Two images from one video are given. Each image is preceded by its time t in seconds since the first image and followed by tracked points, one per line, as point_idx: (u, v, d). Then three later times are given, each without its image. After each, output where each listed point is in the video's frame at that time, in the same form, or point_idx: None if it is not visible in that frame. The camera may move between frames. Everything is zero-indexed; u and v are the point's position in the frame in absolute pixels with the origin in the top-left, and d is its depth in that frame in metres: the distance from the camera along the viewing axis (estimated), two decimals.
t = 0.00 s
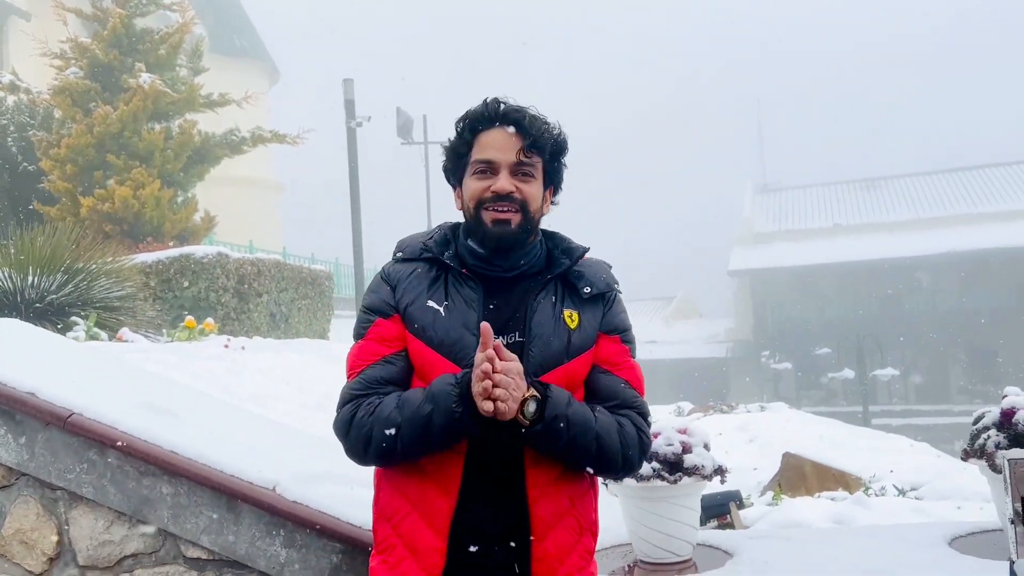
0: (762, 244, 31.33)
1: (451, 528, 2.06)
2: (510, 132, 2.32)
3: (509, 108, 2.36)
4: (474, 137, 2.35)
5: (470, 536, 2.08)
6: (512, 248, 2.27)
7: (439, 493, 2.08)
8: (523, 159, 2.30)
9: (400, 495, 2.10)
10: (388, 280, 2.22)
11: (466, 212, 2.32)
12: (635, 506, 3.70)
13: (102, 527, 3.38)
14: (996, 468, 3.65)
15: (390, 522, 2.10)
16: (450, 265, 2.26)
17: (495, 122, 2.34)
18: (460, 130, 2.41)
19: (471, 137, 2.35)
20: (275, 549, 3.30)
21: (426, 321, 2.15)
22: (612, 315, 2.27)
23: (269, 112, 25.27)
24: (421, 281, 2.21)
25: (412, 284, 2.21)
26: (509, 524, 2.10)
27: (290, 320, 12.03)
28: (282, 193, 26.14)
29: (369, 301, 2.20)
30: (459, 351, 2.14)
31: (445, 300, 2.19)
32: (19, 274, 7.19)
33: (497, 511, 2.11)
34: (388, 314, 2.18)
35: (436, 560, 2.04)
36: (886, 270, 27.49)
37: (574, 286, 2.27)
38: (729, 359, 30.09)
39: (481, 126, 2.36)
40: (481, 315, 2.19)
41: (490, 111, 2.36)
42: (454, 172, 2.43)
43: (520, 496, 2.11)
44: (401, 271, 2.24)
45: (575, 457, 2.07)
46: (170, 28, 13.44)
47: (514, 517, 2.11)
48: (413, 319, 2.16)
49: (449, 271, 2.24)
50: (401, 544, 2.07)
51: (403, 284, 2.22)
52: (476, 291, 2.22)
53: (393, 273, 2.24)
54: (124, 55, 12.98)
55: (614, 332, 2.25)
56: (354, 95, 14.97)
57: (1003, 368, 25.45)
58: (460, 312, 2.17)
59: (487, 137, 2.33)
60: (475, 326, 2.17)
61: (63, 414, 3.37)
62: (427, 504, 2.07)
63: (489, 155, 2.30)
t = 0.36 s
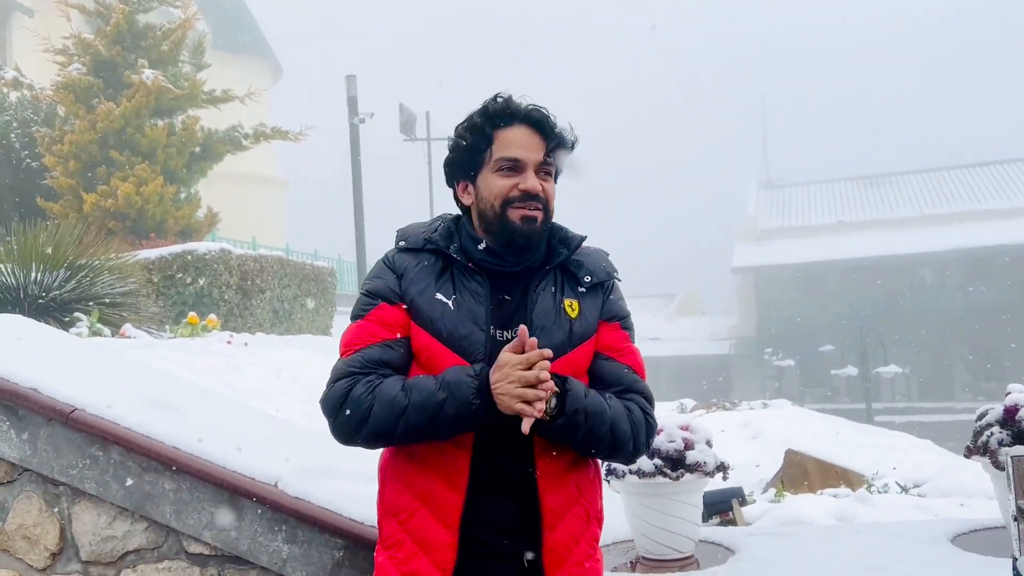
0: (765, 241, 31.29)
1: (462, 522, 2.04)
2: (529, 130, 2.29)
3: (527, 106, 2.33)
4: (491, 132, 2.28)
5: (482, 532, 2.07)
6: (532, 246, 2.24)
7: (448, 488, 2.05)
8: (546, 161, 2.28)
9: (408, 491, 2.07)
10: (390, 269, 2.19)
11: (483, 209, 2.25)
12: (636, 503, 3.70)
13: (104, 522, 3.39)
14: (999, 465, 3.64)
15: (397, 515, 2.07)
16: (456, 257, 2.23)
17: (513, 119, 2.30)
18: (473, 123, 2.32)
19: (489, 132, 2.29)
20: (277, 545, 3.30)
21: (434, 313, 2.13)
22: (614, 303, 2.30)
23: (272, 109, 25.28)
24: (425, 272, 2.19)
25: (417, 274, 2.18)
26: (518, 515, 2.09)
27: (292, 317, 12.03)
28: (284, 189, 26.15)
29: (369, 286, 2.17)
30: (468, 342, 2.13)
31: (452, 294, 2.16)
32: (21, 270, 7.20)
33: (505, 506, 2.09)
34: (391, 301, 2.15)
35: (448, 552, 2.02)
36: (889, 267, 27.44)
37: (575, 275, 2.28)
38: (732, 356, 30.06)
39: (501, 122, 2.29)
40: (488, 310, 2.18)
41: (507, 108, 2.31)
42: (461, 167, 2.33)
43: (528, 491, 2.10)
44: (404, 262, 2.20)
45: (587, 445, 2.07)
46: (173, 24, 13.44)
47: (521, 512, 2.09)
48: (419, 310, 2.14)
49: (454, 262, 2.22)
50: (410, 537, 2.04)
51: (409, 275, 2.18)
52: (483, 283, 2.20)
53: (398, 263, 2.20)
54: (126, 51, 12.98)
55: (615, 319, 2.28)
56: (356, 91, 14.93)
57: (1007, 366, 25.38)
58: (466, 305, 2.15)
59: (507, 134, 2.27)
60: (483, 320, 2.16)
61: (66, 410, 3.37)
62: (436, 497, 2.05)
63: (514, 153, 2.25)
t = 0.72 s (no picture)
0: (769, 238, 31.24)
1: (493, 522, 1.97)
2: (538, 128, 2.26)
3: (535, 104, 2.30)
4: (501, 127, 2.24)
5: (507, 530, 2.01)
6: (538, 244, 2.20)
7: (479, 485, 1.98)
8: (552, 161, 2.26)
9: (432, 490, 1.99)
10: (399, 260, 2.08)
11: (491, 204, 2.19)
12: (641, 499, 3.69)
13: (110, 517, 3.40)
14: (1002, 462, 3.63)
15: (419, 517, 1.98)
16: (464, 251, 2.16)
17: (522, 115, 2.26)
18: (483, 115, 2.26)
19: (499, 127, 2.24)
20: (281, 540, 3.31)
21: (458, 310, 2.05)
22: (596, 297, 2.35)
23: (276, 106, 25.32)
24: (441, 266, 2.10)
25: (433, 268, 2.08)
26: (538, 514, 2.04)
27: (297, 313, 12.04)
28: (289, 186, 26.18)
29: (381, 278, 2.04)
30: (491, 338, 2.06)
31: (472, 289, 2.09)
32: (27, 267, 7.23)
33: (528, 503, 2.03)
34: (411, 294, 2.04)
35: (478, 553, 1.96)
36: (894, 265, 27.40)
37: (573, 275, 2.31)
38: (735, 353, 30.05)
39: (510, 118, 2.25)
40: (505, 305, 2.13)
41: (517, 104, 2.27)
42: (465, 159, 2.27)
43: (548, 491, 2.04)
44: (416, 254, 2.10)
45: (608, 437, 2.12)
46: (178, 21, 13.46)
47: (539, 509, 2.04)
48: (442, 306, 2.05)
49: (465, 255, 2.14)
50: (435, 540, 1.96)
51: (424, 269, 2.08)
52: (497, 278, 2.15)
53: (412, 256, 2.09)
54: (131, 48, 13.01)
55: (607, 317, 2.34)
56: (360, 89, 14.95)
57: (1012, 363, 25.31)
58: (486, 301, 2.09)
59: (517, 130, 2.24)
60: (504, 317, 2.11)
61: (72, 405, 3.38)
62: (462, 494, 1.97)
63: (525, 149, 2.22)
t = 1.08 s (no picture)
0: (773, 237, 31.23)
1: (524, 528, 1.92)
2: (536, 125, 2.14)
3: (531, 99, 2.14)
4: (525, 128, 2.06)
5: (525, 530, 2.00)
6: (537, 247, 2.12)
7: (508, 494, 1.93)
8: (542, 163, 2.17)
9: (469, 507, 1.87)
10: (404, 274, 1.87)
11: (503, 206, 2.04)
12: (646, 498, 3.69)
13: (119, 516, 3.43)
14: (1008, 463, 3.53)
15: (452, 534, 1.85)
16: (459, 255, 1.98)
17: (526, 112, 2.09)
18: (499, 110, 2.02)
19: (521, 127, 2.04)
20: (289, 539, 3.34)
21: (480, 322, 1.90)
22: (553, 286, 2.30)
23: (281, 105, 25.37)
24: (447, 273, 1.93)
25: (442, 279, 1.91)
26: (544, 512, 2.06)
27: (302, 312, 12.10)
28: (293, 185, 26.25)
29: (393, 295, 1.82)
30: (507, 344, 1.94)
31: (481, 296, 1.94)
32: (35, 266, 7.26)
33: (539, 501, 2.04)
34: (428, 312, 1.84)
35: (514, 561, 1.89)
36: (899, 264, 27.36)
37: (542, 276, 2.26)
38: (739, 352, 30.08)
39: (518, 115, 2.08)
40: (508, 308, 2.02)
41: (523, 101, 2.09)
42: (487, 159, 2.00)
43: (551, 488, 2.06)
44: (419, 263, 1.90)
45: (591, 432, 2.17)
46: (184, 21, 13.52)
47: (548, 506, 2.06)
48: (462, 321, 1.88)
49: (460, 261, 1.97)
50: (468, 556, 1.86)
51: (434, 281, 1.89)
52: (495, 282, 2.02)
53: (418, 268, 1.89)
54: (138, 48, 13.07)
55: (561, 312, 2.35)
56: (365, 88, 14.98)
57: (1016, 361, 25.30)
58: (496, 309, 1.96)
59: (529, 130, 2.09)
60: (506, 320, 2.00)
61: (81, 405, 3.41)
62: (500, 504, 1.91)
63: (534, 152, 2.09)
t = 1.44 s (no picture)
0: (777, 235, 31.19)
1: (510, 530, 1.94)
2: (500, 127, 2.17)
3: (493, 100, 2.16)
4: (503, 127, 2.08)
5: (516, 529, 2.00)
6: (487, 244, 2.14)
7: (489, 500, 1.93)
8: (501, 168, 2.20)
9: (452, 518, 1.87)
10: (374, 285, 1.80)
11: (480, 207, 2.06)
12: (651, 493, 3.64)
13: (123, 511, 3.44)
14: (1011, 459, 3.41)
15: (453, 546, 1.86)
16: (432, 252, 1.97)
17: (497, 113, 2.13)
18: (487, 109, 2.04)
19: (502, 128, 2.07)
20: (292, 533, 3.33)
21: (457, 327, 1.88)
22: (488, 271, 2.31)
23: (285, 102, 25.38)
24: (420, 276, 1.90)
25: (417, 284, 1.88)
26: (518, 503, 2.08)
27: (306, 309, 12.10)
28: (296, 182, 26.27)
29: (354, 312, 1.75)
30: (483, 347, 1.92)
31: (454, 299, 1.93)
32: (39, 263, 7.28)
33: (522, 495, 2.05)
34: (399, 328, 1.80)
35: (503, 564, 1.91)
36: (902, 262, 27.31)
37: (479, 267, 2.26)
38: (742, 350, 30.09)
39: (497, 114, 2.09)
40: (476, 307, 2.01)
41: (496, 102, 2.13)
42: (476, 157, 1.99)
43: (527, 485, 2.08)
44: (393, 270, 1.86)
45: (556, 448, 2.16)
46: (187, 19, 13.53)
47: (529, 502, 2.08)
48: (441, 326, 1.86)
49: (434, 261, 1.97)
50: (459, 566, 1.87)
51: (408, 286, 1.86)
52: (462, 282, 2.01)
53: (392, 274, 1.84)
54: (141, 45, 13.05)
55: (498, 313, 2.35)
56: (368, 85, 14.96)
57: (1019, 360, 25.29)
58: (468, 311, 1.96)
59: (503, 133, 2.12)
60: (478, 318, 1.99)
61: (86, 400, 3.42)
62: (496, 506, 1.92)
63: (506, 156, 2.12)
